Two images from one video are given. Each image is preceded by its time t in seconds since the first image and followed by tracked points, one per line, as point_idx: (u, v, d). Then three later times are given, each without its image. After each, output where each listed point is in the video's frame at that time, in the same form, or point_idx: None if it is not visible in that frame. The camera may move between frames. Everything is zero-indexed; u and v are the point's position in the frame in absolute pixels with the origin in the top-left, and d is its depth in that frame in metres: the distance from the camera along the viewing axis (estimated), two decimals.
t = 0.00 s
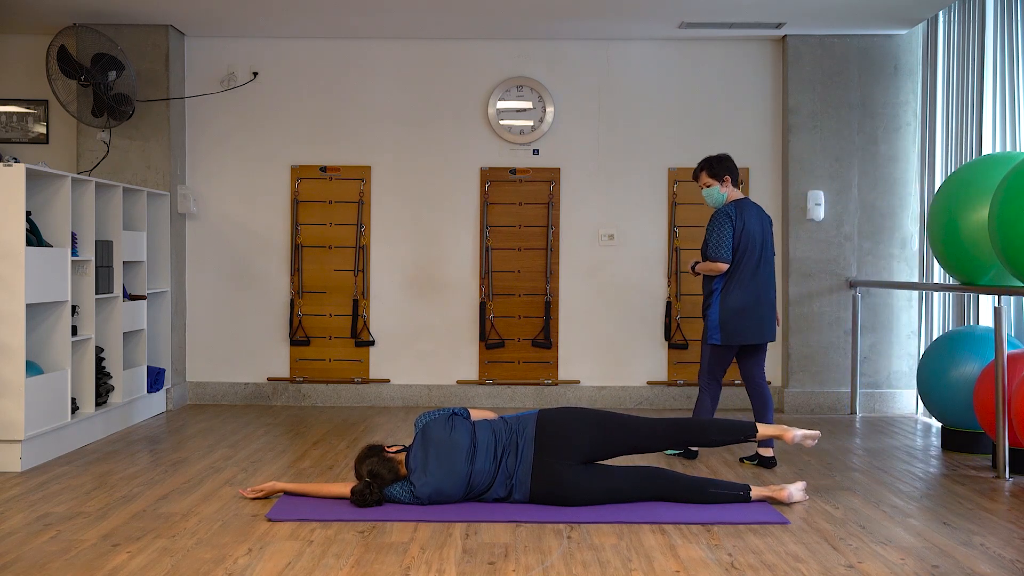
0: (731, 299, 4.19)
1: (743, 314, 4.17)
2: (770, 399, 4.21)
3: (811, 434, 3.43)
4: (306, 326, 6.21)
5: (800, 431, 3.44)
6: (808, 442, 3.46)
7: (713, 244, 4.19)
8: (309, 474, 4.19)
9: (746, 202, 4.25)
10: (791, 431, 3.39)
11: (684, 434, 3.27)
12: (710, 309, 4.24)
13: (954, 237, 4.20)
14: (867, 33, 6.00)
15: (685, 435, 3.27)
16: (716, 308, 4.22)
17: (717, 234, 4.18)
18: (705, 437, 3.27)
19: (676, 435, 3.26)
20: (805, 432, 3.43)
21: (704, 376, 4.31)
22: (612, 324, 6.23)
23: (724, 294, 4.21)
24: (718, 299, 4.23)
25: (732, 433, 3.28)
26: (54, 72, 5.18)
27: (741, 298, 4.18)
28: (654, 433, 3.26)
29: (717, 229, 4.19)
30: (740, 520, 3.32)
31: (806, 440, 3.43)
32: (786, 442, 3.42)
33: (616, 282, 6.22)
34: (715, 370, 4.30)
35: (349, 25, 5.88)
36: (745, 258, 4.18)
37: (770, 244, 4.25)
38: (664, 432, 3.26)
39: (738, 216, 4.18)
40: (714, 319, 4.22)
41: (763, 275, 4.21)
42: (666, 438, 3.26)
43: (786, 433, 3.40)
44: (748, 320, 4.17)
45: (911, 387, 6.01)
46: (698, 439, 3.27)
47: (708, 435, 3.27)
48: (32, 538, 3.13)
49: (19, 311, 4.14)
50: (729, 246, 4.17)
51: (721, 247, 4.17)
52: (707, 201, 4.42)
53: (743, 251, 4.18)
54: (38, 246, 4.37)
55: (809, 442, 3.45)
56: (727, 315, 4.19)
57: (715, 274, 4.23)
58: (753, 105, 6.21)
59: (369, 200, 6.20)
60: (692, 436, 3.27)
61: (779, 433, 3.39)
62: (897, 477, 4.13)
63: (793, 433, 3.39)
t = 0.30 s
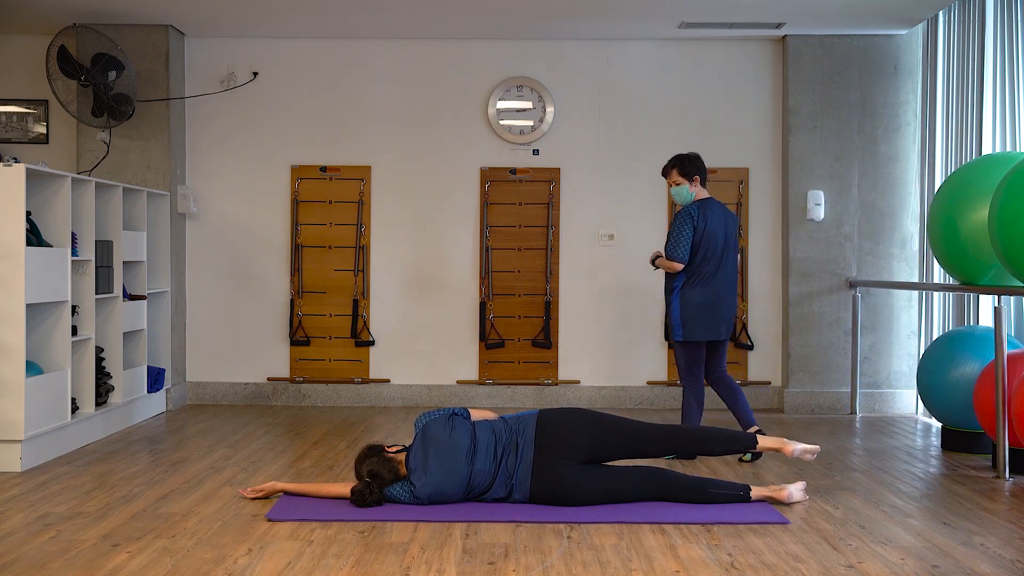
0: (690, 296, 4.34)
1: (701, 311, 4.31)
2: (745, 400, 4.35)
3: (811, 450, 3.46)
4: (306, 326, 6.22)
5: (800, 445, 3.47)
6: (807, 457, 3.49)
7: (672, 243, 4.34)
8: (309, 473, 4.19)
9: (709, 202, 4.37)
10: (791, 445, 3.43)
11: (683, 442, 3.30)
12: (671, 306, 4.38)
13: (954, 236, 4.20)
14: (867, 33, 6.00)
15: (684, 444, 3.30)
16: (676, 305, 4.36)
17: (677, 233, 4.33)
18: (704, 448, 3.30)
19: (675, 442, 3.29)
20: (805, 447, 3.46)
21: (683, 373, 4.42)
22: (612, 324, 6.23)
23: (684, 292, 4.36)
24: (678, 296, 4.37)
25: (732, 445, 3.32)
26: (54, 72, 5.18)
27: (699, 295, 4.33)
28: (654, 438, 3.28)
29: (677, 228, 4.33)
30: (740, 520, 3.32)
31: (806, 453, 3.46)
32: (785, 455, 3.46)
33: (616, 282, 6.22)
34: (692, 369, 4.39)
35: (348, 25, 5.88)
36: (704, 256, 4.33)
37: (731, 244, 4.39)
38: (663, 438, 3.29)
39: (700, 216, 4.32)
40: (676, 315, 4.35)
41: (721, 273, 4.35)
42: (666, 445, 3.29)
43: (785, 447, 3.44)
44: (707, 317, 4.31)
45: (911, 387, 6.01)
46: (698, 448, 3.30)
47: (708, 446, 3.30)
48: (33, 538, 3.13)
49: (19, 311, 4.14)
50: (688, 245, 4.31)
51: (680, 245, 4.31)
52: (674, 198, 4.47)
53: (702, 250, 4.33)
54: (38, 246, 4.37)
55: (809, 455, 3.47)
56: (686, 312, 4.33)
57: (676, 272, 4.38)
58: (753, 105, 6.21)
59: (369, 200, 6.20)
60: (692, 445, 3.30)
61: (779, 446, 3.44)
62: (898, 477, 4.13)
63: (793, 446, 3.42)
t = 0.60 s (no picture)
0: (677, 294, 4.41)
1: (689, 310, 4.39)
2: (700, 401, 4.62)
3: (809, 462, 3.45)
4: (306, 326, 6.22)
5: (798, 458, 3.49)
6: (805, 469, 3.48)
7: (657, 242, 4.37)
8: (309, 474, 4.19)
9: (689, 202, 4.45)
10: (790, 457, 3.44)
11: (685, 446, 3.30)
12: (657, 306, 4.43)
13: (954, 236, 4.19)
14: (867, 33, 6.00)
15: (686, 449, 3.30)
16: (663, 303, 4.42)
17: (661, 233, 4.37)
18: (705, 454, 3.31)
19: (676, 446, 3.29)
20: (803, 460, 3.47)
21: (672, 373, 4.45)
22: (612, 324, 6.23)
23: (671, 290, 4.41)
24: (664, 294, 4.43)
25: (732, 453, 3.33)
26: (54, 72, 5.18)
27: (685, 293, 4.40)
28: (654, 440, 3.29)
29: (662, 228, 4.37)
30: (740, 520, 3.32)
31: (805, 466, 3.46)
32: (784, 467, 3.47)
33: (616, 282, 6.22)
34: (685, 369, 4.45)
35: (348, 25, 5.87)
36: (688, 255, 4.40)
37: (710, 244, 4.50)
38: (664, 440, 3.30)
39: (683, 215, 4.39)
40: (662, 314, 4.41)
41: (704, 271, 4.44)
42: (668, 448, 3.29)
43: (785, 459, 3.45)
44: (693, 314, 4.40)
45: (911, 387, 6.01)
46: (699, 454, 3.31)
47: (710, 453, 3.31)
48: (33, 538, 3.13)
49: (19, 311, 4.14)
50: (673, 244, 4.37)
51: (665, 245, 4.36)
52: (653, 197, 4.51)
53: (686, 249, 4.40)
54: (38, 246, 4.37)
55: (808, 469, 3.48)
56: (673, 310, 4.40)
57: (661, 271, 4.42)
58: (753, 105, 6.21)
59: (369, 200, 6.20)
60: (693, 450, 3.30)
61: (779, 458, 3.44)
62: (898, 476, 4.13)
63: (792, 459, 3.44)
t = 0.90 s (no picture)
0: (681, 293, 4.45)
1: (693, 308, 4.46)
2: (671, 399, 4.83)
3: (808, 475, 3.58)
4: (306, 326, 6.22)
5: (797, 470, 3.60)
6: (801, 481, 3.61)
7: (668, 242, 4.37)
8: (309, 473, 4.19)
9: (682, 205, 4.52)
10: (789, 468, 3.53)
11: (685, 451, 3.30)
12: (662, 304, 4.43)
13: (954, 236, 4.19)
14: (867, 33, 6.00)
15: (684, 455, 3.30)
16: (669, 302, 4.43)
17: (671, 233, 4.37)
18: (704, 462, 3.30)
19: (675, 451, 3.29)
20: (802, 472, 3.59)
21: (671, 371, 4.44)
22: (612, 324, 6.22)
23: (676, 289, 4.44)
24: (669, 293, 4.44)
25: (730, 462, 3.33)
26: (54, 72, 5.18)
27: (689, 293, 4.47)
28: (654, 445, 3.29)
29: (671, 228, 4.37)
30: (740, 520, 3.32)
31: (802, 479, 3.59)
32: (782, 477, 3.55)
33: (616, 282, 6.21)
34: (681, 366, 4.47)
35: (348, 24, 5.87)
36: (689, 255, 4.48)
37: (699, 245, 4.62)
38: (664, 446, 3.30)
39: (686, 217, 4.45)
40: (668, 313, 4.43)
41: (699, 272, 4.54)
42: (667, 453, 3.29)
43: (784, 469, 3.53)
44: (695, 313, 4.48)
45: (911, 387, 6.01)
46: (697, 461, 3.30)
47: (709, 459, 3.30)
48: (33, 538, 3.13)
49: (19, 311, 4.14)
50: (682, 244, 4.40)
51: (676, 245, 4.37)
52: (643, 197, 4.49)
53: (688, 249, 4.47)
54: (38, 246, 4.37)
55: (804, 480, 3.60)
56: (679, 309, 4.43)
57: (667, 271, 4.41)
58: (753, 105, 6.20)
59: (369, 200, 6.20)
60: (692, 456, 3.30)
61: (778, 468, 3.50)
62: (897, 477, 4.13)
63: (791, 470, 3.52)
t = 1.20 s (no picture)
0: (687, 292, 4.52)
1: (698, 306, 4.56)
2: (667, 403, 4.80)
3: (813, 436, 3.34)
4: (306, 326, 6.22)
5: (802, 434, 3.36)
6: (810, 444, 3.37)
7: (681, 240, 4.40)
8: (309, 473, 4.19)
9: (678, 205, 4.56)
10: (793, 433, 3.30)
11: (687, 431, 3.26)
12: (676, 302, 4.45)
13: (954, 236, 4.19)
14: (867, 33, 6.00)
15: (686, 436, 3.26)
16: (681, 300, 4.47)
17: (682, 231, 4.41)
18: (707, 437, 3.25)
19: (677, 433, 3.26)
20: (807, 435, 3.35)
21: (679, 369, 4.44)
22: (612, 325, 6.22)
23: (685, 287, 4.50)
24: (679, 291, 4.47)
25: (733, 433, 3.25)
26: (54, 72, 5.18)
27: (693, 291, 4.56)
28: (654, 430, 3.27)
29: (682, 226, 4.42)
30: (740, 520, 3.32)
31: (809, 441, 3.34)
32: (788, 444, 3.33)
33: (616, 282, 6.22)
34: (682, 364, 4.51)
35: (348, 24, 5.87)
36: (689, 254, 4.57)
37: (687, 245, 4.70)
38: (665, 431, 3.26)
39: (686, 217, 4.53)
40: (680, 311, 4.46)
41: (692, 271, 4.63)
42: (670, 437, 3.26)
43: (788, 436, 3.31)
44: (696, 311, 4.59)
45: (911, 387, 6.01)
46: (700, 438, 3.25)
47: (712, 434, 3.25)
48: (33, 538, 3.13)
49: (19, 311, 4.14)
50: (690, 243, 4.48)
51: (687, 243, 4.43)
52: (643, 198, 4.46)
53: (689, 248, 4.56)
54: (38, 246, 4.37)
55: (811, 443, 3.35)
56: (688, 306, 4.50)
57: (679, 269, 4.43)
58: (753, 105, 6.21)
59: (369, 200, 6.20)
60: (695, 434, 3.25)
61: (780, 434, 3.32)
62: (897, 477, 4.13)
63: (795, 434, 3.31)
